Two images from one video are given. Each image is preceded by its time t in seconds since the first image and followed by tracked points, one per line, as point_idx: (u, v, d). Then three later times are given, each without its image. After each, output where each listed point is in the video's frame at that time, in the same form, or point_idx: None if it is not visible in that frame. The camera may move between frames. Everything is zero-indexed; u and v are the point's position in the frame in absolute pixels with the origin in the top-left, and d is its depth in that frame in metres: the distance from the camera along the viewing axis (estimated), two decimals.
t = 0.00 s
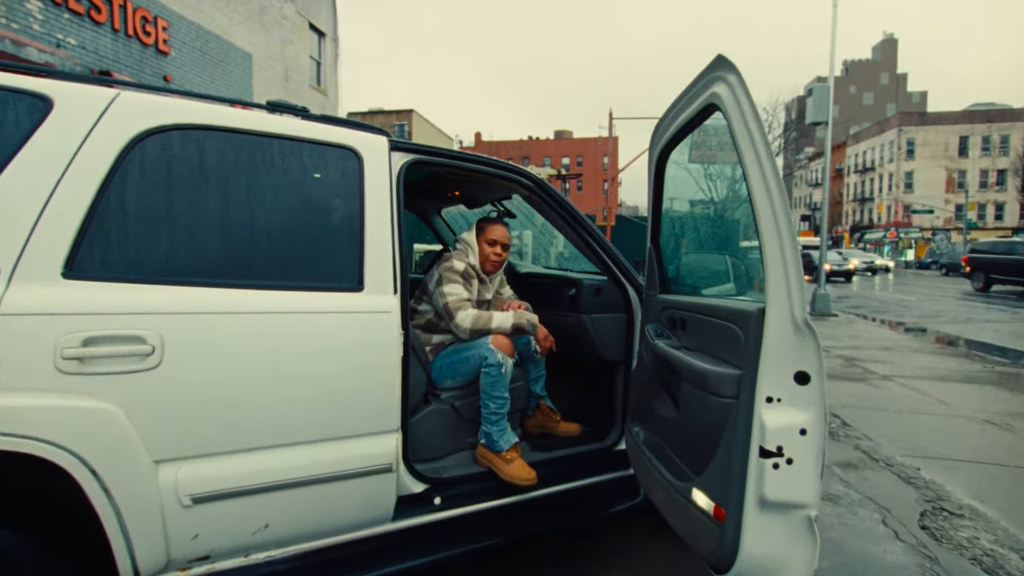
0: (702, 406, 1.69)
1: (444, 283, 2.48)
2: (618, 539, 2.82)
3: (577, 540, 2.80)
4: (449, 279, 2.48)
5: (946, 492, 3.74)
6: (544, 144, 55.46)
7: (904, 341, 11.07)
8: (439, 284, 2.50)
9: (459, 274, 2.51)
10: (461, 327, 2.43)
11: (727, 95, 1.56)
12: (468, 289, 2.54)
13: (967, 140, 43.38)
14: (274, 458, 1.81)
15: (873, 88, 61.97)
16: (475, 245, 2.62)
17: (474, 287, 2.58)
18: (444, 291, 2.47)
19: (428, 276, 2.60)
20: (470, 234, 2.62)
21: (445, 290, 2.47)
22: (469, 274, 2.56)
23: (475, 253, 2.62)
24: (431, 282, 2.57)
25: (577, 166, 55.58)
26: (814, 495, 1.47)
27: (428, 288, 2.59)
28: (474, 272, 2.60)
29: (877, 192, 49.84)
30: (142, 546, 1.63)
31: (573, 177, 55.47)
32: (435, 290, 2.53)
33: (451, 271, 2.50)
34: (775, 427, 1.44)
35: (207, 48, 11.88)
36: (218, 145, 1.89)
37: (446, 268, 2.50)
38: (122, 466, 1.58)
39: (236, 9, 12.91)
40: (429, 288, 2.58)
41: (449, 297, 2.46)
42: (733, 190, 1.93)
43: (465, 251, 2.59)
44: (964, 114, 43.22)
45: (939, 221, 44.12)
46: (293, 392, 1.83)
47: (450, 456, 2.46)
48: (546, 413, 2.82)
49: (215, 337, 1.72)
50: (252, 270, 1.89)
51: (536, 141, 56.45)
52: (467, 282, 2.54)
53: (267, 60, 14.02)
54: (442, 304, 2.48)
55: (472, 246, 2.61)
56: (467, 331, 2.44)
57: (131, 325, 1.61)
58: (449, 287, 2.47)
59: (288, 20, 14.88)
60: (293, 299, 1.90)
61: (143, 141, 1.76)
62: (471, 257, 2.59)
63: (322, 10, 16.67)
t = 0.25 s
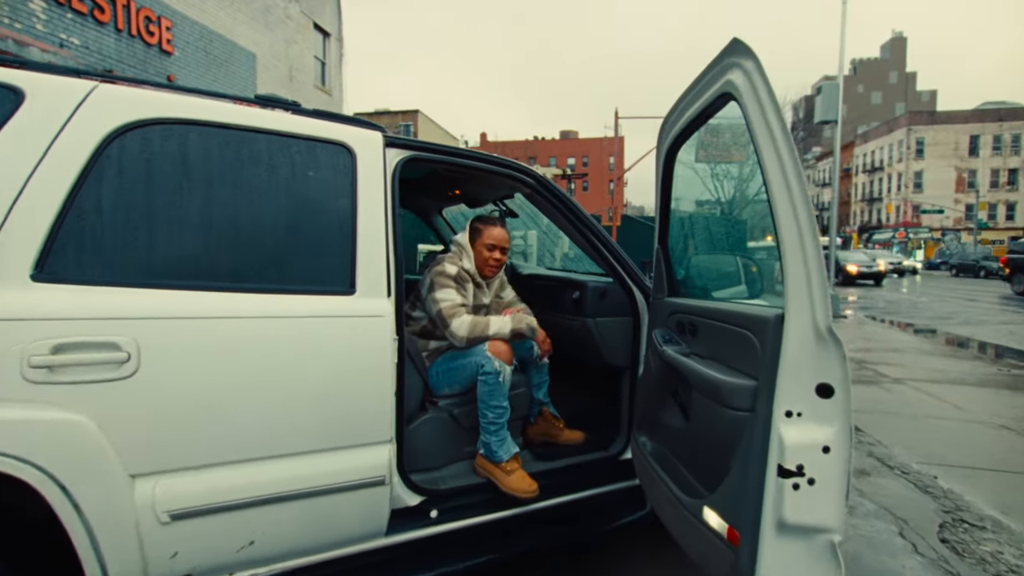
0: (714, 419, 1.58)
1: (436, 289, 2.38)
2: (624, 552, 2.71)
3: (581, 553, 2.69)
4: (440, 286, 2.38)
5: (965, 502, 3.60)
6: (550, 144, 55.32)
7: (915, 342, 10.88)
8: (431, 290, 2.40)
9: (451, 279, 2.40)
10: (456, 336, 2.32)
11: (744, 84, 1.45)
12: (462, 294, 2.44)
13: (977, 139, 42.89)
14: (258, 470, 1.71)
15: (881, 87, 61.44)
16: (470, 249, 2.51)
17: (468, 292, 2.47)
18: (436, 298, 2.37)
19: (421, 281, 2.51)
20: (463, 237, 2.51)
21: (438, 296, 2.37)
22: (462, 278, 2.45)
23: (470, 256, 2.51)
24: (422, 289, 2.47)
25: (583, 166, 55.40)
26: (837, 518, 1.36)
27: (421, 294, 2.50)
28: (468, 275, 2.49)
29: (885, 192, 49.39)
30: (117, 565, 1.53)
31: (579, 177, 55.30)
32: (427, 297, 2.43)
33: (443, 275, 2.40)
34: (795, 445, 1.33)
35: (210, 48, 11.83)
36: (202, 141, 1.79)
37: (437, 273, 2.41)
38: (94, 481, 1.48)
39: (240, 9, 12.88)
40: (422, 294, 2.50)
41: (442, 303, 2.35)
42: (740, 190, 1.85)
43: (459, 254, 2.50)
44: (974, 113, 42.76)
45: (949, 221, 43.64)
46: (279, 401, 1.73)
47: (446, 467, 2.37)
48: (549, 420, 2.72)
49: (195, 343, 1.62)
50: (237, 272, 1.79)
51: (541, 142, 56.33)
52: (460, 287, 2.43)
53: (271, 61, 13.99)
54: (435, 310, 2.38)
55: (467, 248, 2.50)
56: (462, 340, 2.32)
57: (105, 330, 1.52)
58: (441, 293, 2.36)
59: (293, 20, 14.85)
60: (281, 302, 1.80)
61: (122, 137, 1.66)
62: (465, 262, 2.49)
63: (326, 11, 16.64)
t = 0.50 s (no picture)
0: (730, 433, 1.47)
1: (432, 292, 2.26)
2: (631, 566, 2.60)
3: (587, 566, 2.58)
4: (437, 289, 2.26)
5: (987, 514, 3.46)
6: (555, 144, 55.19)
7: (928, 345, 10.67)
8: (427, 293, 2.28)
9: (445, 280, 2.28)
10: (456, 341, 2.20)
11: (764, 72, 1.35)
12: (459, 295, 2.31)
13: (989, 139, 42.38)
14: (245, 483, 1.62)
15: (890, 86, 60.88)
16: (462, 247, 2.38)
17: (466, 292, 2.34)
18: (433, 301, 2.25)
19: (417, 284, 2.40)
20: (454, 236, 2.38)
21: (434, 299, 2.25)
22: (458, 278, 2.33)
23: (466, 256, 2.38)
24: (419, 292, 2.35)
25: (589, 167, 55.22)
26: (866, 544, 1.25)
27: (417, 298, 2.38)
28: (464, 275, 2.36)
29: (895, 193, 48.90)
30: None
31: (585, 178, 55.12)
32: (424, 301, 2.30)
33: (438, 277, 2.28)
34: (821, 464, 1.22)
35: (216, 48, 11.81)
36: (189, 136, 1.70)
37: (432, 275, 2.29)
38: (70, 496, 1.40)
39: (245, 9, 12.85)
40: (418, 297, 2.38)
41: (439, 307, 2.24)
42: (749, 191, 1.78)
43: (451, 254, 2.36)
44: (985, 113, 42.26)
45: (960, 222, 43.15)
46: (268, 411, 1.64)
47: (445, 478, 2.28)
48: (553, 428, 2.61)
49: (178, 350, 1.53)
50: (224, 275, 1.70)
51: (547, 142, 56.20)
52: (457, 288, 2.31)
53: (277, 61, 13.97)
54: (432, 315, 2.26)
55: (460, 248, 2.38)
56: (463, 344, 2.21)
57: (82, 337, 1.43)
58: (438, 296, 2.24)
59: (298, 20, 14.83)
60: (271, 307, 1.71)
61: (104, 132, 1.57)
62: (459, 260, 2.35)
63: (332, 11, 16.61)
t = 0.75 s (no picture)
0: (751, 447, 1.37)
1: (432, 293, 2.16)
2: None
3: None
4: (438, 290, 2.16)
5: (1012, 526, 3.32)
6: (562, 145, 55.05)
7: (942, 349, 10.47)
8: (427, 295, 2.19)
9: (446, 281, 2.18)
10: (458, 345, 2.11)
11: (791, 56, 1.26)
12: (460, 296, 2.22)
13: (1001, 139, 41.85)
14: (232, 496, 1.53)
15: (900, 86, 60.31)
16: (462, 244, 2.28)
17: (467, 292, 2.25)
18: (433, 303, 2.15)
19: (416, 285, 2.30)
20: (453, 233, 2.28)
21: (434, 301, 2.15)
22: (458, 278, 2.23)
23: (466, 254, 2.29)
24: (419, 293, 2.26)
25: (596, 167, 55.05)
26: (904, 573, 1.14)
27: (417, 299, 2.29)
28: (465, 275, 2.26)
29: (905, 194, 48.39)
30: None
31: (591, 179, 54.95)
32: (424, 302, 2.21)
33: (438, 278, 2.18)
34: (855, 485, 1.12)
35: (222, 49, 11.82)
36: (176, 129, 1.62)
37: (432, 275, 2.19)
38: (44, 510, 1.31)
39: (251, 10, 12.85)
40: (418, 299, 2.29)
41: (439, 309, 2.14)
42: (759, 192, 1.72)
43: (450, 252, 2.26)
44: (997, 112, 41.73)
45: (972, 223, 42.62)
46: (257, 419, 1.55)
47: (445, 488, 2.19)
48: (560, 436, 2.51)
49: (161, 355, 1.44)
50: (213, 277, 1.62)
51: (553, 143, 56.09)
52: (457, 288, 2.21)
53: (283, 61, 13.96)
54: (433, 317, 2.16)
55: (459, 246, 2.27)
56: (466, 348, 2.12)
57: (58, 341, 1.35)
58: (439, 298, 2.15)
59: (304, 21, 14.83)
60: (262, 311, 1.62)
61: (85, 125, 1.49)
62: (459, 258, 2.25)
63: (338, 12, 16.61)
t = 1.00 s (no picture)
0: (775, 466, 1.27)
1: (436, 297, 2.07)
2: None
3: None
4: (442, 292, 2.07)
5: None
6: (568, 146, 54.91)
7: (955, 352, 10.27)
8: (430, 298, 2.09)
9: (451, 284, 2.09)
10: (462, 351, 2.01)
11: (824, 40, 1.15)
12: (465, 301, 2.12)
13: (1013, 139, 41.34)
14: (218, 513, 1.44)
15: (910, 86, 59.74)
16: (472, 249, 2.20)
17: (471, 298, 2.15)
18: (436, 307, 2.05)
19: (419, 288, 2.22)
20: (463, 236, 2.20)
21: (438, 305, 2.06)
22: (465, 283, 2.14)
23: (473, 258, 2.20)
24: (422, 297, 2.18)
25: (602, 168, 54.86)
26: None
27: (419, 303, 2.21)
28: (471, 280, 2.17)
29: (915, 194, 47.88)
30: None
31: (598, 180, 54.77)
32: (427, 305, 2.13)
33: (443, 280, 2.09)
34: (895, 513, 1.02)
35: (228, 50, 11.80)
36: (163, 124, 1.53)
37: (436, 278, 2.10)
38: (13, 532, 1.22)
39: (257, 11, 12.83)
40: (420, 303, 2.21)
41: (442, 313, 2.04)
42: (766, 193, 1.63)
43: (459, 257, 2.18)
44: (1009, 112, 41.22)
45: (983, 224, 42.12)
46: (245, 431, 1.46)
47: (445, 500, 2.10)
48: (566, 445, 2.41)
49: (142, 363, 1.36)
50: (201, 280, 1.53)
51: (560, 144, 55.95)
52: (463, 293, 2.12)
53: (289, 62, 13.94)
54: (435, 321, 2.06)
55: (469, 250, 2.19)
56: (469, 354, 2.02)
57: (30, 347, 1.26)
58: (442, 301, 2.05)
59: (310, 22, 14.81)
60: (252, 316, 1.53)
61: (66, 119, 1.41)
62: (466, 263, 2.17)
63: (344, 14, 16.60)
